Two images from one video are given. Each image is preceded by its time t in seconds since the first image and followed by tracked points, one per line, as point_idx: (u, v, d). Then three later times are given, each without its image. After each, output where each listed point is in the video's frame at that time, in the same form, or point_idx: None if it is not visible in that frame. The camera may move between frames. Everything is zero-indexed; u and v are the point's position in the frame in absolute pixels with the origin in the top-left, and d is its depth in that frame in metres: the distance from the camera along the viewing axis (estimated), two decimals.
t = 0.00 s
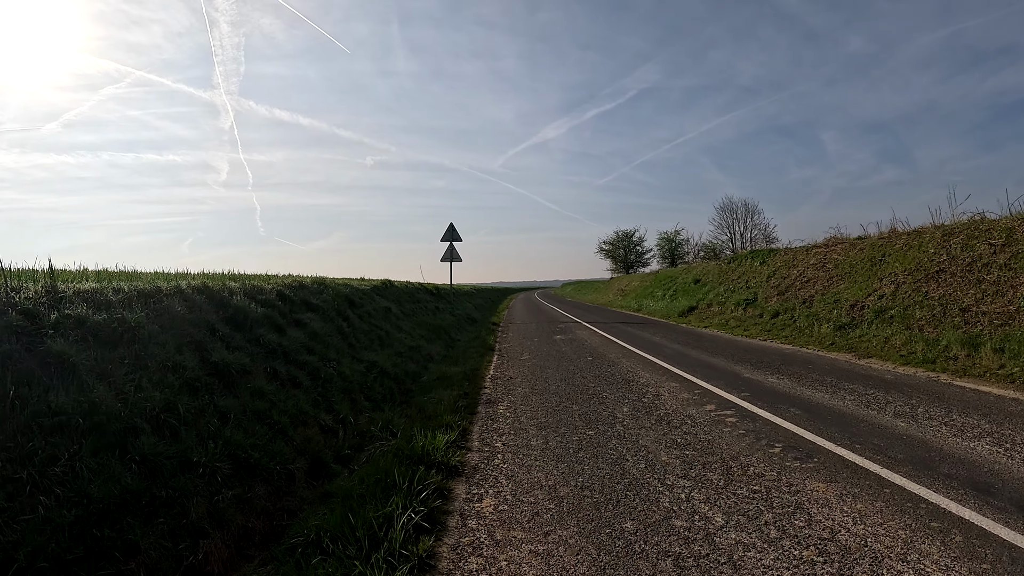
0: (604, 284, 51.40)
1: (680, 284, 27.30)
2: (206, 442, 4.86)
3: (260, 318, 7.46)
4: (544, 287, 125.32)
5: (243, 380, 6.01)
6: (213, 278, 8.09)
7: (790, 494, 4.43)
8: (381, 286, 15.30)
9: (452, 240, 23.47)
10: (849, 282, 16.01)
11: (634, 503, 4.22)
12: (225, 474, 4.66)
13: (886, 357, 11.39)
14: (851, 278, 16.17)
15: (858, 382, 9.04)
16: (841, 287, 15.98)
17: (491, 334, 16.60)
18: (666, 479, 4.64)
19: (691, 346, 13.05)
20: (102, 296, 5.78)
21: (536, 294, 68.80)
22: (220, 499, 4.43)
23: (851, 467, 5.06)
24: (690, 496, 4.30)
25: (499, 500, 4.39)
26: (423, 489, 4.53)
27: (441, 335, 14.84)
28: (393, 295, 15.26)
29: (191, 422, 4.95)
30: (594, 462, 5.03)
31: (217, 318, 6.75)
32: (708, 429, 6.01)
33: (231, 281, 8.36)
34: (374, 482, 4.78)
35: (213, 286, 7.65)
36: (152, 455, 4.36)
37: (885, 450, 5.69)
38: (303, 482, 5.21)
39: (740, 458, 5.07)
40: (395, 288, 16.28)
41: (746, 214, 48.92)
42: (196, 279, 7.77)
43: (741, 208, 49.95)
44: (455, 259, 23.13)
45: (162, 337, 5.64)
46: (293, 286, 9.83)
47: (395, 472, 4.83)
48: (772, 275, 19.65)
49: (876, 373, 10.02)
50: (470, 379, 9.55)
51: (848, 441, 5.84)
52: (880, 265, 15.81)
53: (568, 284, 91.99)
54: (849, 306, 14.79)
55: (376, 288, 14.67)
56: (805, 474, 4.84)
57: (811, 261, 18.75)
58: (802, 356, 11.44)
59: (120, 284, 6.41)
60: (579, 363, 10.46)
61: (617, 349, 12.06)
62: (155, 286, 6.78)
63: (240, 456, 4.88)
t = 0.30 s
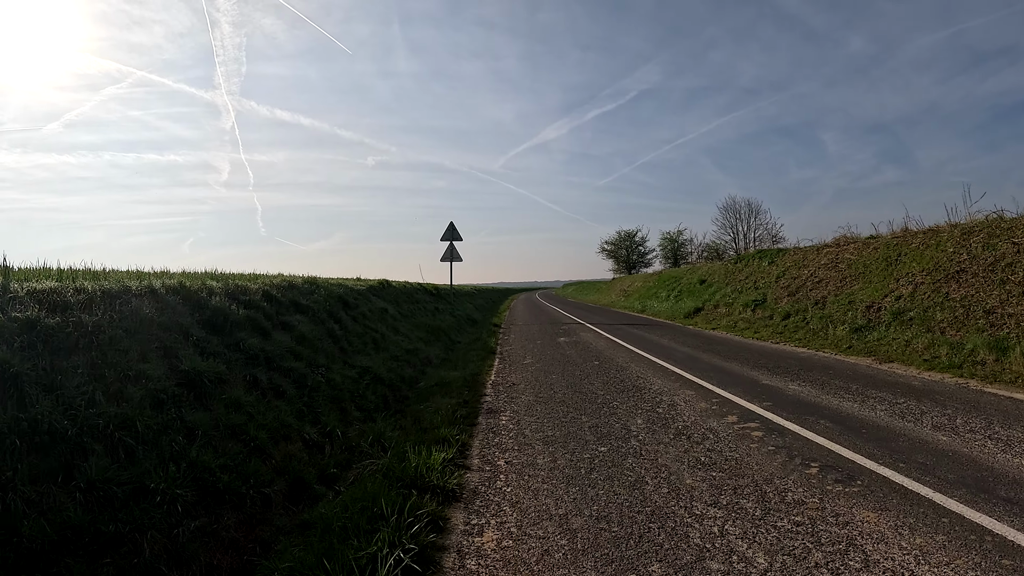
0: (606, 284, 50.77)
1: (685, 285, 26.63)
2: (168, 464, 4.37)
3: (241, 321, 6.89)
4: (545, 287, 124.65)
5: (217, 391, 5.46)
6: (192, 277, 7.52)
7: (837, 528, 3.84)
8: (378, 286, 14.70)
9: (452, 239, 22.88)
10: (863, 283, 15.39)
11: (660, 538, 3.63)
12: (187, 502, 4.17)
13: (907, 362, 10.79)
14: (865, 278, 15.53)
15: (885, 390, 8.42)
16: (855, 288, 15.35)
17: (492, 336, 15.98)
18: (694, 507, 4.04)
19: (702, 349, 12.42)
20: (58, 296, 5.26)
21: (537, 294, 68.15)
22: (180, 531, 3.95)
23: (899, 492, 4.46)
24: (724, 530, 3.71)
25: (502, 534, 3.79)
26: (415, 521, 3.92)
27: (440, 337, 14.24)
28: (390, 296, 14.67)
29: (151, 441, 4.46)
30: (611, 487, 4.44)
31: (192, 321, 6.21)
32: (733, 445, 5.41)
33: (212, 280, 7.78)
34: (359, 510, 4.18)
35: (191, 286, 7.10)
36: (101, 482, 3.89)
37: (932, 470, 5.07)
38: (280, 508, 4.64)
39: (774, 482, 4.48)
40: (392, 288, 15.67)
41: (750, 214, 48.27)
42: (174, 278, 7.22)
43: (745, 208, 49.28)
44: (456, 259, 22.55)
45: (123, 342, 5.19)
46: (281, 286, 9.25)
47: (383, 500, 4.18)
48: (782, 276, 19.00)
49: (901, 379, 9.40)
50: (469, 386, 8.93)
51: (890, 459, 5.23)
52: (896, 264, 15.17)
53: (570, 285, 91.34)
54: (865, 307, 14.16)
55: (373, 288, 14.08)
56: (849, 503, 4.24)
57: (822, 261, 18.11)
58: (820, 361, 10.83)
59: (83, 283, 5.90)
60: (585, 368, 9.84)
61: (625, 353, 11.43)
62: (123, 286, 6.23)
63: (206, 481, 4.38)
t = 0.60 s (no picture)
0: (607, 284, 50.19)
1: (688, 284, 26.03)
2: (114, 485, 3.82)
3: (215, 321, 6.34)
4: (545, 287, 124.03)
5: (181, 399, 4.93)
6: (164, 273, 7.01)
7: (892, 561, 3.28)
8: (372, 285, 14.11)
9: (450, 237, 22.30)
10: (875, 281, 14.81)
11: None
12: (133, 530, 3.62)
13: (928, 364, 10.22)
14: (877, 276, 14.95)
15: (910, 394, 7.84)
16: (867, 286, 14.78)
17: (490, 337, 15.39)
18: (723, 538, 3.48)
19: (710, 351, 11.87)
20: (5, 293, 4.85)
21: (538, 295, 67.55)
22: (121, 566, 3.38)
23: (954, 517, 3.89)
24: (763, 567, 3.14)
25: (500, 570, 3.21)
26: (396, 555, 3.37)
27: (436, 338, 13.66)
28: (385, 296, 14.09)
29: (95, 459, 3.93)
30: (625, 512, 3.87)
31: (158, 321, 5.66)
32: (757, 460, 4.85)
33: (187, 277, 7.25)
34: (333, 542, 3.62)
35: (162, 284, 6.56)
36: (30, 507, 3.34)
37: (984, 488, 4.50)
38: (245, 534, 4.10)
39: (809, 509, 3.94)
40: (387, 287, 15.08)
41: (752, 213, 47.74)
42: (144, 276, 6.66)
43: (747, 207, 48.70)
44: (454, 258, 21.97)
45: (74, 344, 4.67)
46: (265, 284, 8.69)
47: (360, 530, 3.62)
48: (789, 275, 18.38)
49: (925, 382, 8.83)
50: (465, 391, 8.34)
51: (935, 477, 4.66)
52: (910, 262, 14.60)
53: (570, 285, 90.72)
54: (878, 307, 13.59)
55: (366, 287, 13.49)
56: (899, 531, 3.68)
57: (830, 258, 17.54)
58: (835, 363, 10.26)
59: (37, 280, 5.45)
60: (588, 371, 9.29)
61: (629, 355, 10.86)
62: (83, 282, 5.74)
63: (158, 504, 3.84)
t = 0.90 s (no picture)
0: (608, 286, 49.65)
1: (692, 286, 25.47)
2: (48, 529, 3.31)
3: (187, 330, 5.82)
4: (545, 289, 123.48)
5: (140, 422, 4.40)
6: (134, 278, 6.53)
7: None
8: (367, 288, 13.56)
9: (449, 238, 21.75)
10: (889, 284, 14.25)
11: None
12: None
13: (953, 373, 9.66)
14: (892, 279, 14.39)
15: (942, 409, 7.28)
16: (881, 290, 14.22)
17: (490, 342, 14.83)
18: None
19: (721, 357, 11.32)
20: None
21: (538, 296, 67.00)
22: None
23: None
24: None
25: None
26: None
27: (434, 344, 13.10)
28: (380, 299, 13.53)
29: (28, 499, 3.42)
30: (646, 559, 3.31)
31: (120, 332, 5.15)
32: (788, 493, 4.31)
33: (159, 281, 6.77)
34: None
35: (130, 291, 6.03)
36: None
37: None
38: None
39: (860, 559, 3.39)
40: (383, 290, 14.51)
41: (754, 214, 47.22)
42: (111, 282, 6.13)
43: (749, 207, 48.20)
44: (453, 259, 21.42)
45: (17, 360, 4.16)
46: (248, 288, 8.15)
47: None
48: (797, 278, 17.81)
49: (953, 393, 8.26)
50: (463, 404, 7.79)
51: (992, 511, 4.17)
52: (925, 265, 14.04)
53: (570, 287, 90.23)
54: (894, 311, 13.03)
55: (361, 290, 12.93)
56: None
57: (841, 260, 16.97)
58: (854, 372, 9.70)
59: None
60: (594, 380, 8.75)
61: (637, 362, 10.32)
62: (37, 288, 5.26)
63: (99, 552, 3.31)
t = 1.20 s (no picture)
0: (609, 286, 49.06)
1: (696, 286, 24.86)
2: None
3: (152, 330, 5.31)
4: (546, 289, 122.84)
5: (86, 438, 3.93)
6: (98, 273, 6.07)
7: None
8: (361, 286, 12.97)
9: (448, 236, 21.17)
10: (906, 283, 13.66)
11: None
12: None
13: (982, 376, 9.04)
14: (908, 278, 13.79)
15: (982, 416, 6.67)
16: (897, 289, 13.62)
17: (490, 343, 14.23)
18: None
19: (733, 359, 10.75)
20: None
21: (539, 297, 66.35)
22: None
23: None
24: None
25: None
26: None
27: (431, 344, 12.51)
28: (375, 298, 12.96)
29: None
30: None
31: (72, 333, 4.66)
32: (833, 521, 3.75)
33: (126, 276, 6.30)
34: None
35: (91, 287, 5.49)
36: None
37: None
38: None
39: None
40: (379, 289, 13.94)
41: (757, 213, 46.64)
42: (71, 278, 5.60)
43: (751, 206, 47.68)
44: (451, 258, 20.84)
45: None
46: (230, 285, 7.62)
47: None
48: (807, 277, 17.23)
49: (989, 399, 7.65)
50: (460, 410, 7.19)
51: None
52: (944, 263, 13.45)
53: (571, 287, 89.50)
54: (912, 311, 12.42)
55: (355, 289, 12.33)
56: None
57: (853, 259, 16.37)
58: (878, 376, 9.11)
59: None
60: (601, 384, 8.18)
61: (645, 365, 9.75)
62: None
63: None
